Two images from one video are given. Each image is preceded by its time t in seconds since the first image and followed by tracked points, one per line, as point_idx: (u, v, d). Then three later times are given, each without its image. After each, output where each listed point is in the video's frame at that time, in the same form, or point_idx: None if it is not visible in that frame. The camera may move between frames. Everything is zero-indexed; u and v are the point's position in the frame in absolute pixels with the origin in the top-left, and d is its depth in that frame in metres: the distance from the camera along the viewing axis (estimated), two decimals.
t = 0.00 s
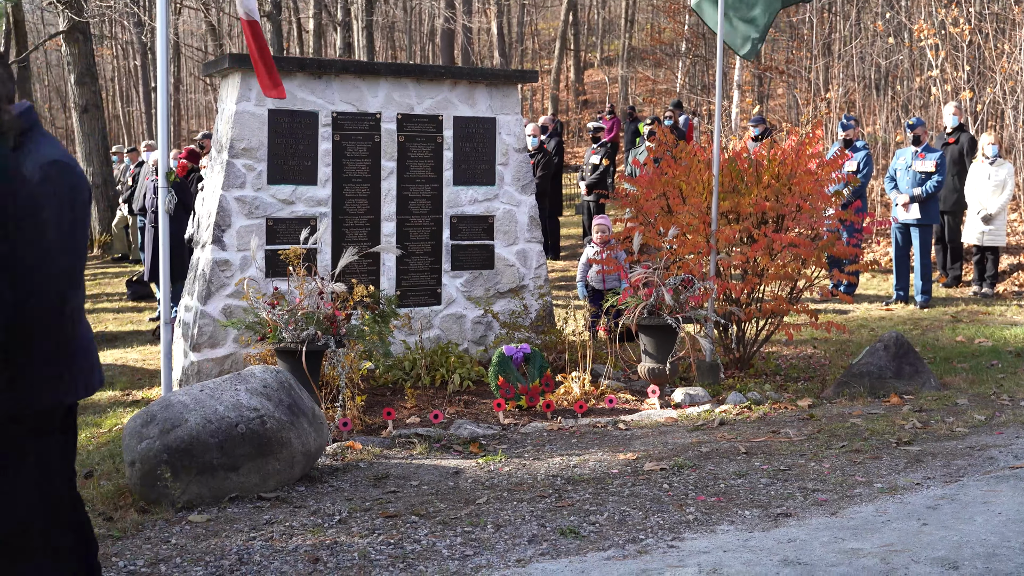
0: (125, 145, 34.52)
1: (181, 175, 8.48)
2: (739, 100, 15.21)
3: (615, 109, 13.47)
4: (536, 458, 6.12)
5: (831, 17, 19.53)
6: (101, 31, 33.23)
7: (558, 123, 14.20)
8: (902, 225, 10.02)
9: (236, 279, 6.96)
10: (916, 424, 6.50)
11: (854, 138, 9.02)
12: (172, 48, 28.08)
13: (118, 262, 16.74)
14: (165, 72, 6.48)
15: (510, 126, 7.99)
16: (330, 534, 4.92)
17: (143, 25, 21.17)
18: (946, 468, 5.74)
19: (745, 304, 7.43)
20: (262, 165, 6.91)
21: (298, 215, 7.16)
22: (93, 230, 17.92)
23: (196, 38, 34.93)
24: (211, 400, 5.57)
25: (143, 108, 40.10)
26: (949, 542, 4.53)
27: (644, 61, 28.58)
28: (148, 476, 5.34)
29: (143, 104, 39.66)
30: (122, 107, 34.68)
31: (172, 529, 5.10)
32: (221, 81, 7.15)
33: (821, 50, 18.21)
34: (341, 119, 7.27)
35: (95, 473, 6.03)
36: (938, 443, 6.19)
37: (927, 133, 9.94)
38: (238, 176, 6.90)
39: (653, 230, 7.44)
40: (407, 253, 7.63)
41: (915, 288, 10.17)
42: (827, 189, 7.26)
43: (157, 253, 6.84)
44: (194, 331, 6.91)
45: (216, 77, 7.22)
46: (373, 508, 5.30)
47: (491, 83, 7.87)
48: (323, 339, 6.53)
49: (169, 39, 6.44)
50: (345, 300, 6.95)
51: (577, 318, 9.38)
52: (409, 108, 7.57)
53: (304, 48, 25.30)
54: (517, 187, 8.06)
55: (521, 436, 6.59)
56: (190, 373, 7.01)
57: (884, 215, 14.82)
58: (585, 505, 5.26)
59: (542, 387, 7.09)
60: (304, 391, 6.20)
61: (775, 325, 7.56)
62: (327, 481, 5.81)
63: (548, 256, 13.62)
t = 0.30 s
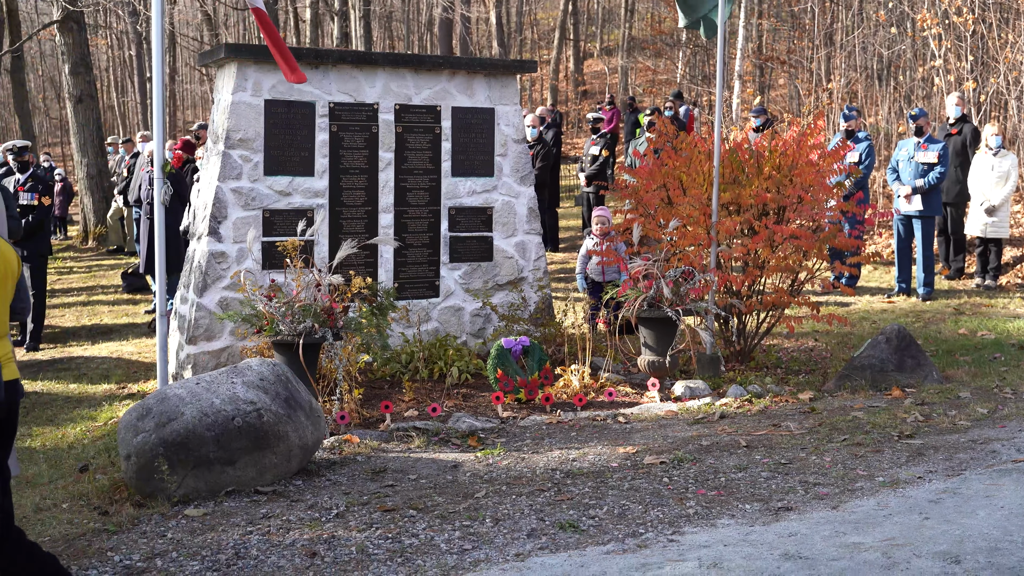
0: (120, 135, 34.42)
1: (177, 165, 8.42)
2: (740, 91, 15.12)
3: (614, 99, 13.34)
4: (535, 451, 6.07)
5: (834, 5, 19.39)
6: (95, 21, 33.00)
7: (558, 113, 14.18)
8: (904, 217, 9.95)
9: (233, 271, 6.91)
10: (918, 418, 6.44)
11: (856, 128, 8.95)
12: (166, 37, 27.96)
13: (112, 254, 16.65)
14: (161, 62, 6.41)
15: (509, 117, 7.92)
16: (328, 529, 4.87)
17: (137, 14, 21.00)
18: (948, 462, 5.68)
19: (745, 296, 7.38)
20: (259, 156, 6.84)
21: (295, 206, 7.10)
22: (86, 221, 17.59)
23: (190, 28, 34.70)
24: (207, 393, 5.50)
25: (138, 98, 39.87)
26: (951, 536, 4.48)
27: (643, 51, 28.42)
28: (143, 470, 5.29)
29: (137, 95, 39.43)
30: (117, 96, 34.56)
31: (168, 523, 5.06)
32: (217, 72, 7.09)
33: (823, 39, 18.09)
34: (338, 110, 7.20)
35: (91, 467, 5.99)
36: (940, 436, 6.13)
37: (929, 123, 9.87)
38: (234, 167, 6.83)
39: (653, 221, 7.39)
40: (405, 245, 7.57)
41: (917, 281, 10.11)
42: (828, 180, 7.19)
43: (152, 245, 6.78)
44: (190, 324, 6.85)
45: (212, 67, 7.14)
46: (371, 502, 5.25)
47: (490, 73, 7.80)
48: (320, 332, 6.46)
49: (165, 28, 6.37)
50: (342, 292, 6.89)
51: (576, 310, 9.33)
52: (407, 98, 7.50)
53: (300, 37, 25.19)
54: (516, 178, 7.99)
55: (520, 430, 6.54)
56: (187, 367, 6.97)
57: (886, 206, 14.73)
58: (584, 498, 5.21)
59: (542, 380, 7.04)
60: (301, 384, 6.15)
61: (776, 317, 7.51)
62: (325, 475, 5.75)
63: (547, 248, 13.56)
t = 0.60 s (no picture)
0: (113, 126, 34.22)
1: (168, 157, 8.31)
2: (741, 82, 15.00)
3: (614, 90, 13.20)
4: (533, 448, 5.96)
5: None
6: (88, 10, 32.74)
7: (557, 103, 14.05)
8: (909, 210, 9.85)
9: (226, 265, 6.80)
10: (923, 414, 6.33)
11: (860, 120, 8.83)
12: (159, 26, 27.76)
13: (103, 247, 16.53)
14: (152, 51, 6.30)
15: (506, 108, 7.81)
16: (323, 527, 4.77)
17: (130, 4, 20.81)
18: (953, 458, 5.57)
19: (747, 290, 7.31)
20: (252, 148, 6.72)
21: (289, 198, 6.99)
22: (76, 214, 17.50)
23: (184, 17, 34.44)
24: (200, 388, 5.38)
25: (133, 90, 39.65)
26: (956, 535, 4.37)
27: (643, 40, 28.24)
28: (135, 467, 5.19)
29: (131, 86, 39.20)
30: (108, 86, 34.35)
31: (160, 521, 4.95)
32: (210, 62, 6.97)
33: (826, 30, 17.96)
34: (333, 101, 7.08)
35: (82, 464, 5.88)
36: (945, 433, 6.02)
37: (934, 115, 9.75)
38: (227, 159, 6.72)
39: (653, 214, 7.28)
40: (401, 238, 7.46)
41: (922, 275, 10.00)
42: (831, 172, 7.07)
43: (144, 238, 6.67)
44: (183, 318, 6.74)
45: (204, 57, 7.03)
46: (367, 500, 5.14)
47: (487, 64, 7.69)
48: (315, 327, 6.35)
49: (155, 17, 6.26)
50: (338, 286, 6.77)
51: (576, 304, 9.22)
52: (404, 89, 7.38)
53: (294, 26, 25.03)
54: (514, 170, 7.88)
55: (518, 426, 6.43)
56: (180, 362, 6.87)
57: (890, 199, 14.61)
58: (583, 496, 5.10)
59: (540, 375, 6.93)
60: (295, 380, 6.02)
61: (779, 312, 7.39)
62: (320, 472, 5.65)
63: (546, 241, 13.44)
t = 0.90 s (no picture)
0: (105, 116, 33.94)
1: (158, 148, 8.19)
2: (744, 70, 14.83)
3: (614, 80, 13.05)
4: (532, 444, 5.83)
5: None
6: None
7: (554, 93, 13.91)
8: (915, 201, 9.71)
9: (218, 258, 6.69)
10: (929, 409, 6.20)
11: (865, 109, 8.69)
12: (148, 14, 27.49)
13: (92, 240, 16.35)
14: (142, 38, 6.16)
15: (504, 97, 7.67)
16: (318, 525, 4.65)
17: None
18: (960, 455, 5.44)
19: (750, 283, 7.18)
20: (244, 138, 6.59)
21: (282, 190, 6.87)
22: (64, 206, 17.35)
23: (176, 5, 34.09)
24: (192, 384, 5.24)
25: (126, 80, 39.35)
26: (963, 532, 4.24)
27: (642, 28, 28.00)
28: (125, 465, 5.06)
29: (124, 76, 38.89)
30: (98, 76, 34.12)
31: (151, 519, 4.84)
32: (201, 50, 6.83)
33: (831, 17, 17.78)
34: (327, 90, 6.95)
35: (71, 461, 5.76)
36: (951, 429, 5.89)
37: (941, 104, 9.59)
38: (219, 149, 6.60)
39: (653, 205, 7.15)
40: (397, 230, 7.34)
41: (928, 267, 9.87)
42: (835, 162, 6.93)
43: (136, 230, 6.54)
44: (175, 312, 6.62)
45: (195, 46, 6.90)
46: (362, 497, 5.02)
47: (485, 52, 7.54)
48: (308, 321, 6.22)
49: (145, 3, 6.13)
50: (332, 279, 6.65)
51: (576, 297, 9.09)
52: (399, 78, 7.25)
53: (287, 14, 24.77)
54: (512, 161, 7.75)
55: (516, 422, 6.31)
56: (172, 356, 6.75)
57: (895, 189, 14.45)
58: (582, 493, 4.98)
59: (539, 370, 6.81)
60: (289, 375, 5.90)
61: (781, 305, 7.27)
62: (314, 469, 5.53)
63: (544, 233, 13.31)
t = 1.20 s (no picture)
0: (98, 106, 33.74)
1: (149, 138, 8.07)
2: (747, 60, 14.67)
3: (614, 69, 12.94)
4: (530, 440, 5.72)
5: None
6: None
7: (554, 82, 13.79)
8: (921, 192, 9.58)
9: (210, 250, 6.57)
10: (935, 404, 6.08)
11: (871, 99, 8.57)
12: (141, 2, 27.27)
13: (84, 232, 16.24)
14: (132, 26, 6.05)
15: (503, 86, 7.54)
16: (312, 522, 4.54)
17: None
18: (966, 450, 5.31)
19: (752, 277, 7.06)
20: (237, 127, 6.48)
21: (276, 180, 6.75)
22: (54, 196, 17.26)
23: None
24: (184, 378, 5.13)
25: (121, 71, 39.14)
26: (970, 529, 4.12)
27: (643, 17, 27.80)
28: (116, 461, 4.95)
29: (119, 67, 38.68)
30: (91, 66, 33.90)
31: (142, 516, 4.72)
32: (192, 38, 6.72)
33: (836, 7, 17.61)
34: (322, 79, 6.83)
35: (61, 457, 5.65)
36: (958, 424, 5.76)
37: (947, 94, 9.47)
38: (212, 139, 6.48)
39: (654, 197, 7.03)
40: (393, 222, 7.22)
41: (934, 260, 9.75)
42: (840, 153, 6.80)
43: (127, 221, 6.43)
44: (166, 305, 6.51)
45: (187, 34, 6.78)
46: (357, 493, 4.91)
47: (483, 41, 7.41)
48: (303, 314, 6.11)
49: None
50: (327, 272, 6.54)
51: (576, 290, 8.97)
52: (395, 67, 7.12)
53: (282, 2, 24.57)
54: (510, 152, 7.62)
55: (514, 417, 6.19)
56: (164, 351, 6.64)
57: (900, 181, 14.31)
58: (582, 489, 4.87)
59: (538, 364, 6.69)
60: (283, 369, 5.79)
61: (785, 298, 7.14)
62: (308, 465, 5.42)
63: (543, 226, 13.19)
